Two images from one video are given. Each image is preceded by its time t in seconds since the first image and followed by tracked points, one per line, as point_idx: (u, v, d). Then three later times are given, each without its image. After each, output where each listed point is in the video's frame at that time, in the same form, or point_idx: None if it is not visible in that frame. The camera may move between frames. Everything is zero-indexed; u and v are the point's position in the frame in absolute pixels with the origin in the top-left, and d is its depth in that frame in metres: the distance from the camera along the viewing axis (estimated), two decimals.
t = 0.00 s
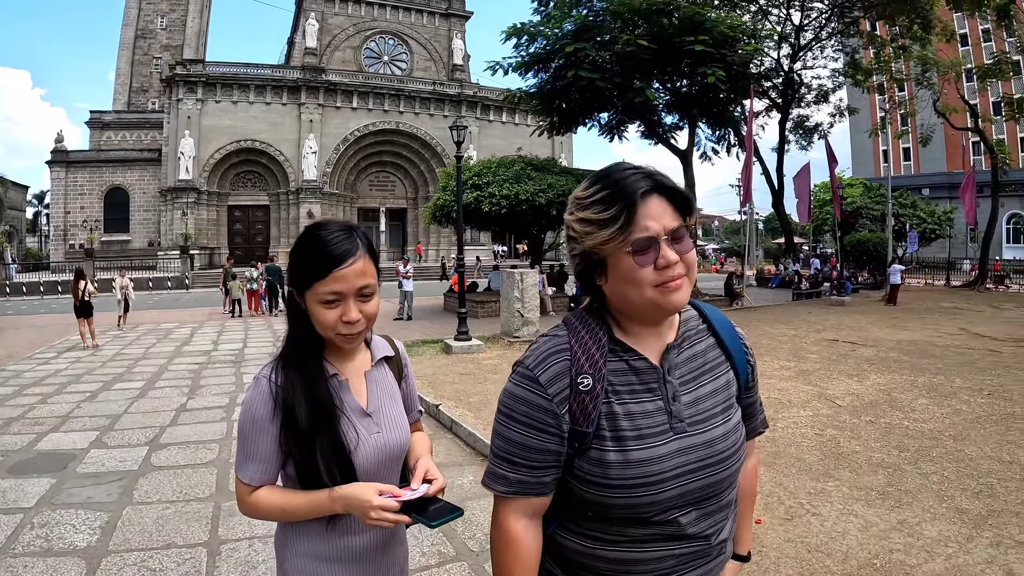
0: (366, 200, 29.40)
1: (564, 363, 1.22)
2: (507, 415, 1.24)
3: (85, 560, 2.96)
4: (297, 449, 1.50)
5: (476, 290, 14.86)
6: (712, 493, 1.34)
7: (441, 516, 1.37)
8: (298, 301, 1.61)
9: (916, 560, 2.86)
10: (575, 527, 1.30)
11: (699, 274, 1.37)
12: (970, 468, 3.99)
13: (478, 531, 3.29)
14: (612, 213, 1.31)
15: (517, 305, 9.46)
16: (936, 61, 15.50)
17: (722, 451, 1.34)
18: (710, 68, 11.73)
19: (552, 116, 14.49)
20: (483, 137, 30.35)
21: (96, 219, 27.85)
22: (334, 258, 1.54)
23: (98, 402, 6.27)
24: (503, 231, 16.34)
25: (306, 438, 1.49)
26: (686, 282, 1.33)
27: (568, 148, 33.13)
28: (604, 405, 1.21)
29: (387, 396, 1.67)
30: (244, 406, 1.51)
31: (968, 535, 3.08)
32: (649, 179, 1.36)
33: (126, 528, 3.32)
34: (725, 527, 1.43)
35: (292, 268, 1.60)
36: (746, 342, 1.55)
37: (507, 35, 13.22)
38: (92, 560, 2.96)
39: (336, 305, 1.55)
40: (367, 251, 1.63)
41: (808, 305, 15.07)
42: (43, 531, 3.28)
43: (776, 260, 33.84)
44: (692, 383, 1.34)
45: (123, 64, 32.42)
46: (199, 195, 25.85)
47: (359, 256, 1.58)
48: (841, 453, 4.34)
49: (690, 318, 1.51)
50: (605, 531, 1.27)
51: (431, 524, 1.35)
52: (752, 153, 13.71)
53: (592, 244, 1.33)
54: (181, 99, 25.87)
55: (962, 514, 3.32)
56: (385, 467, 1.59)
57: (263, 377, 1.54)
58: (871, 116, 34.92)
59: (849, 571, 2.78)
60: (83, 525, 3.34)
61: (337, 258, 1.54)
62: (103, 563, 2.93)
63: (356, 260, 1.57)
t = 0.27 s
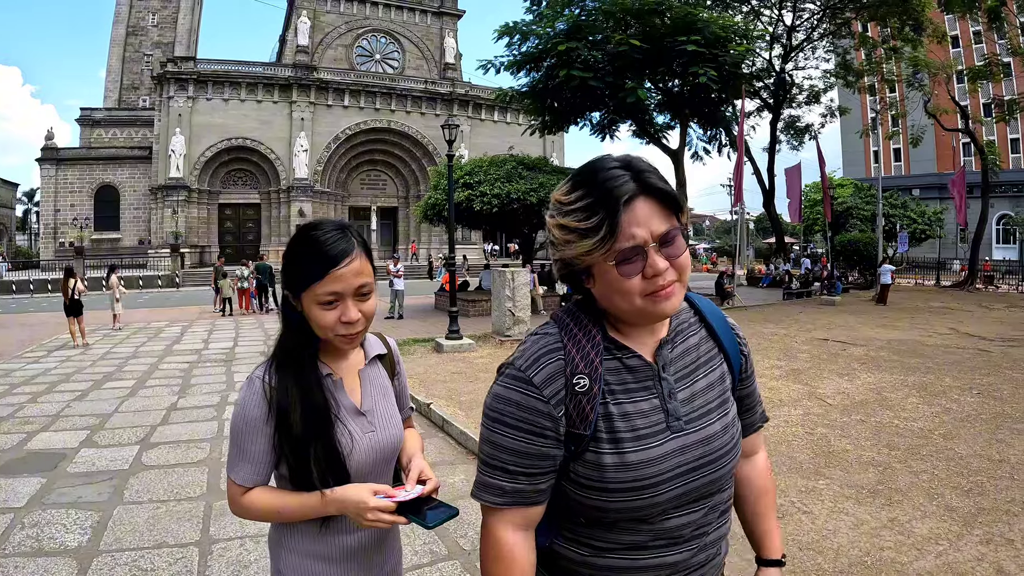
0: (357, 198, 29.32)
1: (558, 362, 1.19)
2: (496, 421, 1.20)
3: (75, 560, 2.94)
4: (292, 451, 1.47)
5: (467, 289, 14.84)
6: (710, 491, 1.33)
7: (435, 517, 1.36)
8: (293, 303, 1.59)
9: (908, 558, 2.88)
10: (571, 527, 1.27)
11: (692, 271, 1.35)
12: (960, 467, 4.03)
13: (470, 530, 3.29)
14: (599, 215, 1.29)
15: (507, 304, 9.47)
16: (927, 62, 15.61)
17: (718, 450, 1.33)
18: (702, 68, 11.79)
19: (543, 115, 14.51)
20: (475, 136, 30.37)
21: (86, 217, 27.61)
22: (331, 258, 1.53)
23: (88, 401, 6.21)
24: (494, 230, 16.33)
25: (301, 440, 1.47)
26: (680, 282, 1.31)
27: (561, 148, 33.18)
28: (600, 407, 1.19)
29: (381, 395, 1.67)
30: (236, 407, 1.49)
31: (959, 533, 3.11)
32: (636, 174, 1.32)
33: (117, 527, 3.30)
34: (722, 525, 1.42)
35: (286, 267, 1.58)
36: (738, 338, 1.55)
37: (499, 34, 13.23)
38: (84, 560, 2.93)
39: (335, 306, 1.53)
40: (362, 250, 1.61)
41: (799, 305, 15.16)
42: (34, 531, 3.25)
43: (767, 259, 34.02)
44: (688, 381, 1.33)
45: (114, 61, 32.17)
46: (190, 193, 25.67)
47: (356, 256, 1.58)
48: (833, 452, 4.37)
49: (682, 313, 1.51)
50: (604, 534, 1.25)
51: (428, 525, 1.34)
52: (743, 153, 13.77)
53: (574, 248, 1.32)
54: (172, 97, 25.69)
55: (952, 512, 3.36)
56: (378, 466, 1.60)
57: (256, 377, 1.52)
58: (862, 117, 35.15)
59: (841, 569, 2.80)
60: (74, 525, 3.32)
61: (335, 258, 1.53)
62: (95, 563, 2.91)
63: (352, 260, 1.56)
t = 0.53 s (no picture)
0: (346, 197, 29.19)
1: (571, 358, 1.20)
2: (516, 414, 1.19)
3: (63, 561, 2.90)
4: (291, 461, 1.43)
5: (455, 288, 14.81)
6: (718, 494, 1.29)
7: (441, 516, 1.37)
8: (282, 307, 1.54)
9: (896, 555, 2.90)
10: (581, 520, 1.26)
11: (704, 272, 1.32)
12: (948, 465, 4.08)
13: (460, 529, 3.28)
14: (610, 216, 1.29)
15: (496, 303, 9.47)
16: (915, 64, 15.75)
17: (728, 452, 1.28)
18: (691, 68, 11.85)
19: (533, 115, 14.52)
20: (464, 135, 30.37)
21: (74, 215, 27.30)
22: (321, 259, 1.48)
23: (76, 401, 6.15)
24: (483, 230, 16.31)
25: (301, 450, 1.43)
26: (690, 284, 1.28)
27: (551, 147, 33.23)
28: (611, 404, 1.18)
29: (376, 398, 1.64)
30: (229, 417, 1.41)
31: (947, 530, 3.14)
32: (651, 173, 1.30)
33: (105, 528, 3.27)
34: (734, 530, 1.37)
35: (272, 270, 1.53)
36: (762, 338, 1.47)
37: (489, 33, 13.23)
38: (72, 562, 2.90)
39: (326, 308, 1.49)
40: (351, 249, 1.57)
41: (788, 304, 15.27)
42: (21, 532, 3.21)
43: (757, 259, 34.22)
44: (700, 382, 1.29)
45: (102, 58, 31.86)
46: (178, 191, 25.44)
47: (345, 256, 1.53)
48: (823, 450, 4.40)
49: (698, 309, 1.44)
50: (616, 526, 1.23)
51: (434, 527, 1.34)
52: (733, 152, 13.85)
53: (585, 248, 1.33)
54: (160, 94, 25.45)
55: (941, 510, 3.39)
56: (374, 469, 1.58)
57: (249, 386, 1.45)
58: (851, 118, 35.42)
59: (830, 567, 2.82)
60: (62, 526, 3.28)
61: (323, 259, 1.48)
62: (82, 564, 2.88)
63: (342, 260, 1.51)
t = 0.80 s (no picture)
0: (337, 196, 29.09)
1: (605, 342, 1.28)
2: (554, 393, 1.27)
3: (54, 562, 2.88)
4: (294, 485, 1.31)
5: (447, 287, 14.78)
6: (736, 493, 1.26)
7: (450, 533, 1.35)
8: (273, 322, 1.40)
9: (888, 553, 2.92)
10: (606, 504, 1.31)
11: (735, 273, 1.31)
12: (940, 463, 4.11)
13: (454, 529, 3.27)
14: (644, 214, 1.33)
15: (487, 303, 9.47)
16: (906, 64, 15.85)
17: (747, 452, 1.24)
18: (683, 68, 11.89)
19: (524, 114, 14.53)
20: (455, 135, 30.34)
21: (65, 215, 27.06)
22: (313, 266, 1.34)
23: (67, 401, 6.10)
24: (475, 229, 16.29)
25: (305, 472, 1.32)
26: (717, 286, 1.28)
27: (543, 146, 33.26)
28: (632, 391, 1.22)
29: (376, 407, 1.53)
30: (224, 440, 1.29)
31: (939, 528, 3.17)
32: (689, 177, 1.32)
33: (96, 529, 3.24)
34: (752, 534, 1.30)
35: (259, 277, 1.40)
36: (802, 345, 1.37)
37: (481, 32, 13.24)
38: (63, 563, 2.88)
39: (327, 319, 1.35)
40: (345, 249, 1.44)
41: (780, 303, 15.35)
42: (12, 534, 3.18)
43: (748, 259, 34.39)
44: (727, 380, 1.25)
45: (93, 56, 31.63)
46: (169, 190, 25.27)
47: (341, 257, 1.40)
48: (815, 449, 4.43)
49: (732, 309, 1.38)
50: (634, 510, 1.26)
51: (452, 544, 1.30)
52: (724, 152, 13.90)
53: (626, 244, 1.39)
54: (151, 93, 25.28)
55: (932, 508, 3.42)
56: (375, 485, 1.45)
57: (245, 408, 1.31)
58: (842, 118, 35.63)
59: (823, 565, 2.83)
60: (53, 527, 3.25)
61: (316, 265, 1.34)
62: (74, 566, 2.86)
63: (338, 262, 1.38)
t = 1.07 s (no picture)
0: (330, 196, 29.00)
1: (617, 332, 1.41)
2: (581, 373, 1.43)
3: (45, 564, 2.85)
4: (307, 514, 1.17)
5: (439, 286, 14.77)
6: (725, 490, 1.26)
7: (469, 541, 1.28)
8: (268, 328, 1.24)
9: (880, 552, 2.95)
10: (609, 483, 1.41)
11: (750, 277, 1.34)
12: (931, 462, 4.15)
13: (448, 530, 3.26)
14: (669, 212, 1.38)
15: (480, 302, 9.48)
16: (898, 65, 15.93)
17: (731, 451, 1.24)
18: (675, 68, 11.94)
19: (517, 114, 14.54)
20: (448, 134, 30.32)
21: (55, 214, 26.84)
22: (317, 265, 1.19)
23: (58, 401, 6.06)
24: (467, 228, 16.28)
25: (318, 499, 1.18)
26: (729, 289, 1.32)
27: (536, 146, 33.28)
28: (631, 378, 1.33)
29: (377, 415, 1.42)
30: (220, 471, 1.12)
31: (930, 527, 3.19)
32: (716, 182, 1.36)
33: (88, 530, 3.22)
34: (736, 536, 1.28)
35: (252, 276, 1.23)
36: (816, 352, 1.30)
37: (474, 31, 13.24)
38: (54, 565, 2.86)
39: (333, 322, 1.22)
40: (348, 241, 1.30)
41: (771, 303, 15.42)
42: (3, 535, 3.16)
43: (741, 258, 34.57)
44: (722, 377, 1.28)
45: (85, 55, 31.42)
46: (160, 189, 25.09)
47: (346, 252, 1.26)
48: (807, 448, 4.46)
49: (745, 308, 1.37)
50: (625, 489, 1.36)
51: (479, 555, 1.22)
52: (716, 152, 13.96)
53: (649, 240, 1.44)
54: (143, 92, 25.11)
55: (923, 506, 3.45)
56: (385, 503, 1.35)
57: (243, 429, 1.14)
58: (834, 118, 35.83)
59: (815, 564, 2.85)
60: (44, 528, 3.23)
61: (318, 263, 1.19)
62: (65, 567, 2.83)
63: (346, 257, 1.25)
